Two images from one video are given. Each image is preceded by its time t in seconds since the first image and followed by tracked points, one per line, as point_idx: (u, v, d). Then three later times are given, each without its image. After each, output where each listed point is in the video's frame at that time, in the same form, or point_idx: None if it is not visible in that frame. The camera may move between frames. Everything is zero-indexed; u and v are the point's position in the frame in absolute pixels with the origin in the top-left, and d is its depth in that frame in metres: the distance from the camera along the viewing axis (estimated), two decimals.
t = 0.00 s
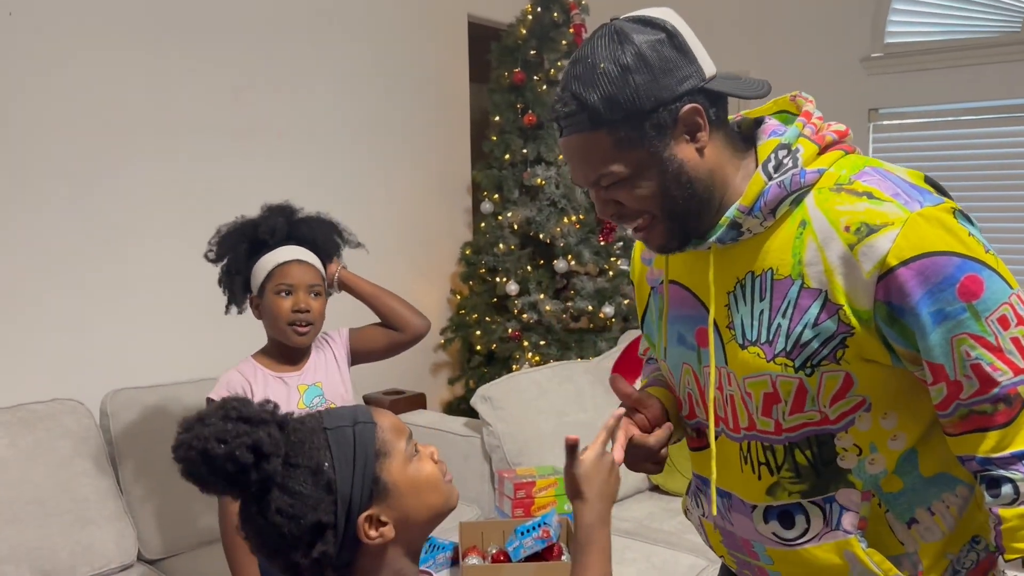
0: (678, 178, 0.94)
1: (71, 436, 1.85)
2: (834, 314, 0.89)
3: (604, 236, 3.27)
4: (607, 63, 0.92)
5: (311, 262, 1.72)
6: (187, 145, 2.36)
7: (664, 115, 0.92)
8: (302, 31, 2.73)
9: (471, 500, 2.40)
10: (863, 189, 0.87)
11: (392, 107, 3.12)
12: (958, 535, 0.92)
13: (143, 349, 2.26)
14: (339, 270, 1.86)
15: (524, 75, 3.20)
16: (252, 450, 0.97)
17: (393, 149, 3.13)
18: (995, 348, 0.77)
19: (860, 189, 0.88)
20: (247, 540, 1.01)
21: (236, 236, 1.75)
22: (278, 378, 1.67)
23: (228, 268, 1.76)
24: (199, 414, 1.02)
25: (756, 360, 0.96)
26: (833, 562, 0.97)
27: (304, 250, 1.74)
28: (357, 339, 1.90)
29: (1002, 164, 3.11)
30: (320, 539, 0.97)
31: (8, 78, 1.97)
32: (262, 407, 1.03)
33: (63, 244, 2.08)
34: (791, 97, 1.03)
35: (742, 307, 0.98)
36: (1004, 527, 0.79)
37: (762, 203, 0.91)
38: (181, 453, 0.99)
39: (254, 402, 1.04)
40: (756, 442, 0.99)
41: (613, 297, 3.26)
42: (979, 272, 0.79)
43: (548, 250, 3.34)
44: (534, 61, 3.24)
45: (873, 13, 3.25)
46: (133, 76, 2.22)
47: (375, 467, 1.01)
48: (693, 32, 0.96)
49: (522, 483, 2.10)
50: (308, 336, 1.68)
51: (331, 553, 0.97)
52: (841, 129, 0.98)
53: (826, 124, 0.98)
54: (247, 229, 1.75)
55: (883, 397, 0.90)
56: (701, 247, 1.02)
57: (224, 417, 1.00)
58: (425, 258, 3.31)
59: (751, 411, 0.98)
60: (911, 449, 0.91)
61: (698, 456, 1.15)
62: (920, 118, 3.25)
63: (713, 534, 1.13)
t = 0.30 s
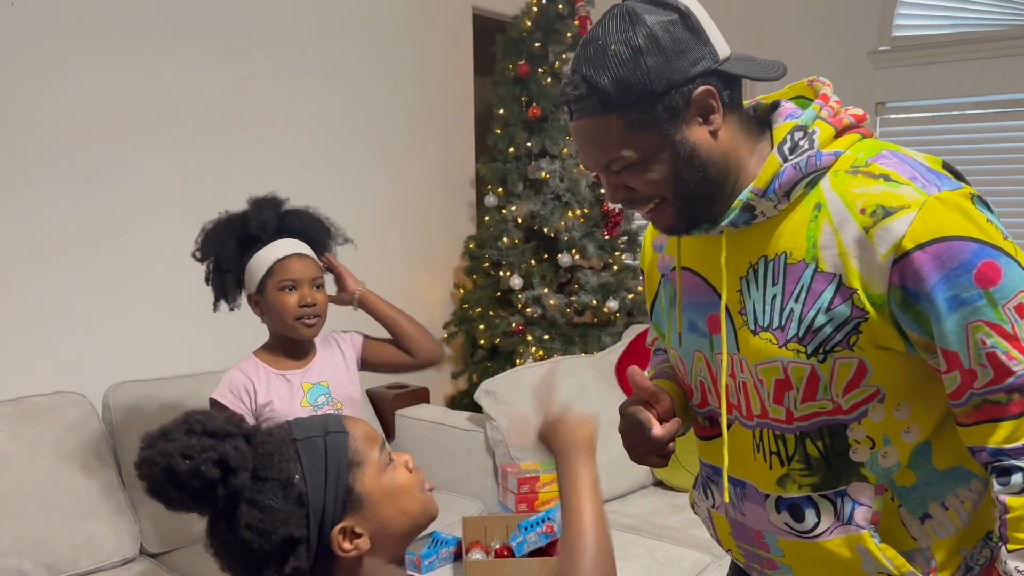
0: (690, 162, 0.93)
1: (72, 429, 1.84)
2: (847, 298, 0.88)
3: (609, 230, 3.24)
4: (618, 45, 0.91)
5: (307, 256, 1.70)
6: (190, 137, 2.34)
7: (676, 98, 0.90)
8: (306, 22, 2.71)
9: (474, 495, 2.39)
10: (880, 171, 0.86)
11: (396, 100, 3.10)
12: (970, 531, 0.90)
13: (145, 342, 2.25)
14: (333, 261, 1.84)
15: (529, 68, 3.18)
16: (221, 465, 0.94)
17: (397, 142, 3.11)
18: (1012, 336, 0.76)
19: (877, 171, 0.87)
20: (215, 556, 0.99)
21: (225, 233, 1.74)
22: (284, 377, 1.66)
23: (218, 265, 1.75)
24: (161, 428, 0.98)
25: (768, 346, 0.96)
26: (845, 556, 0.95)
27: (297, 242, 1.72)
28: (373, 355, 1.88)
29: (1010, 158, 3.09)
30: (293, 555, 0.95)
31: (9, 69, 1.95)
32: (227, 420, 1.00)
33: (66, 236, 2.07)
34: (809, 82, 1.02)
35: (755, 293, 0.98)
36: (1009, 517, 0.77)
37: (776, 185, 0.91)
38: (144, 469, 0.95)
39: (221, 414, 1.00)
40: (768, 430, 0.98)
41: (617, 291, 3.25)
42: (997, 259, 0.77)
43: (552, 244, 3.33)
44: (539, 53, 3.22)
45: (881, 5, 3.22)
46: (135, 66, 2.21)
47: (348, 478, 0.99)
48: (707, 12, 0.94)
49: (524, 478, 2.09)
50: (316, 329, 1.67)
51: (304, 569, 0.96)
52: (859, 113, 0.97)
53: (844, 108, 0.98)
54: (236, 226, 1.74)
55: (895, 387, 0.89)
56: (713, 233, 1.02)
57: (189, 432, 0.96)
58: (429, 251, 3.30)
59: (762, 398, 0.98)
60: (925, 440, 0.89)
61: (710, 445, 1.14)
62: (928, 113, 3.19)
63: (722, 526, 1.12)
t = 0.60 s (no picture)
0: (698, 147, 0.94)
1: (74, 424, 1.84)
2: (847, 291, 0.86)
3: (612, 227, 3.26)
4: (628, 28, 0.93)
5: (289, 254, 1.69)
6: (192, 132, 2.34)
7: (684, 82, 0.92)
8: (309, 17, 2.70)
9: (476, 492, 2.39)
10: (885, 164, 0.85)
11: (399, 95, 3.09)
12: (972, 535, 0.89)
13: (147, 337, 2.24)
14: (325, 247, 1.86)
15: (533, 64, 3.16)
16: (230, 476, 0.92)
17: (400, 137, 3.10)
18: (1013, 337, 0.75)
19: (883, 163, 0.86)
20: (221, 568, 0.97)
21: (205, 244, 1.73)
22: (285, 377, 1.63)
23: (208, 275, 1.75)
24: (161, 438, 0.96)
25: (767, 337, 0.95)
26: (843, 553, 0.95)
27: (277, 240, 1.70)
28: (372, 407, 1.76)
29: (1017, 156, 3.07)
30: (306, 564, 0.94)
31: (11, 63, 1.95)
32: (231, 427, 0.99)
33: (68, 231, 2.07)
34: (825, 75, 1.01)
35: (757, 284, 0.97)
36: (1008, 525, 0.75)
37: (781, 175, 0.90)
38: (146, 482, 0.93)
39: (222, 421, 0.99)
40: (768, 422, 0.97)
41: (620, 289, 3.24)
42: (1001, 256, 0.76)
43: (555, 241, 3.32)
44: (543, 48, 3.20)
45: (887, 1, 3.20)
46: (138, 60, 2.20)
47: (360, 483, 0.99)
48: None
49: (527, 475, 2.07)
50: (307, 327, 1.66)
51: None
52: (871, 105, 0.96)
53: (857, 101, 0.96)
54: (214, 233, 1.73)
55: (895, 385, 0.88)
56: (718, 222, 1.02)
57: (194, 441, 0.95)
58: (432, 247, 3.29)
59: (762, 390, 0.97)
60: (925, 441, 0.89)
61: (711, 437, 1.13)
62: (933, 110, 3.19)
63: (723, 519, 1.11)
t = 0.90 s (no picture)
0: (708, 127, 0.93)
1: (77, 419, 1.84)
2: (849, 279, 0.86)
3: (616, 224, 3.25)
4: (647, 4, 0.93)
5: (307, 248, 1.65)
6: (195, 127, 2.34)
7: (699, 59, 0.91)
8: (313, 12, 2.69)
9: (478, 488, 2.39)
10: (895, 152, 0.84)
11: (404, 90, 3.09)
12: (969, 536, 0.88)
13: (151, 332, 2.25)
14: (344, 244, 1.82)
15: (538, 59, 3.16)
16: (240, 466, 0.93)
17: (405, 133, 3.10)
18: (1014, 332, 0.73)
19: (893, 152, 0.84)
20: (220, 561, 0.96)
21: (223, 231, 1.71)
22: (292, 374, 1.59)
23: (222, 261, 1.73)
24: (171, 424, 0.97)
25: (767, 323, 0.94)
26: (837, 545, 0.94)
27: (296, 234, 1.67)
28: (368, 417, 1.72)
29: None
30: (308, 560, 0.94)
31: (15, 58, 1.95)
32: (243, 417, 1.00)
33: (71, 226, 2.07)
34: (843, 67, 1.00)
35: (760, 270, 0.97)
36: (1001, 525, 0.74)
37: (790, 160, 0.91)
38: (153, 467, 0.93)
39: (233, 411, 1.00)
40: (769, 409, 0.96)
41: (624, 286, 3.24)
42: (1007, 251, 0.74)
43: (559, 237, 3.32)
44: (548, 44, 3.19)
45: None
46: (141, 56, 2.20)
47: (365, 481, 0.99)
48: None
49: (529, 472, 2.06)
50: (314, 323, 1.63)
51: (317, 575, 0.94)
52: (886, 97, 0.95)
53: (873, 92, 0.96)
54: (234, 221, 1.71)
55: (894, 378, 0.87)
56: (725, 208, 1.03)
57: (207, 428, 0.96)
58: (436, 243, 3.29)
59: (762, 377, 0.96)
60: (921, 439, 0.87)
61: (710, 425, 1.13)
62: (941, 106, 3.16)
63: (719, 509, 1.11)
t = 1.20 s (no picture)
0: (721, 93, 0.93)
1: (79, 412, 1.85)
2: (855, 258, 0.84)
3: (622, 219, 3.23)
4: None
5: (310, 243, 1.63)
6: (200, 120, 2.33)
7: (722, 21, 0.91)
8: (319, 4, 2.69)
9: (480, 484, 2.39)
10: (911, 134, 0.82)
11: (410, 84, 3.07)
12: (960, 532, 0.86)
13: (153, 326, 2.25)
14: (347, 241, 1.80)
15: (544, 53, 3.14)
16: (201, 466, 0.90)
17: (410, 126, 3.09)
18: (1018, 322, 0.72)
19: (909, 134, 0.83)
20: (188, 559, 0.94)
21: (229, 221, 1.70)
22: (287, 366, 1.57)
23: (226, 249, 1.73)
24: (134, 422, 0.94)
25: (768, 301, 0.93)
26: (827, 530, 0.92)
27: (300, 228, 1.65)
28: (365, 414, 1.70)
29: None
30: (274, 561, 0.91)
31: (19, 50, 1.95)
32: (208, 416, 0.97)
33: (74, 219, 2.07)
34: (866, 53, 0.98)
35: (766, 247, 0.96)
36: (994, 520, 0.73)
37: (804, 136, 0.89)
38: (114, 467, 0.91)
39: (199, 409, 0.97)
40: (767, 387, 0.95)
41: (629, 281, 3.22)
42: (1017, 240, 0.72)
43: (565, 233, 3.31)
44: (554, 37, 3.17)
45: None
46: (145, 48, 2.20)
47: (335, 480, 0.95)
48: None
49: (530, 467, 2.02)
50: (312, 320, 1.60)
51: None
52: (907, 84, 0.95)
53: (894, 79, 0.95)
54: (239, 211, 1.70)
55: (893, 365, 0.84)
56: (735, 183, 1.02)
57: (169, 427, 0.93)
58: (441, 237, 3.28)
59: (761, 355, 0.95)
60: (916, 429, 0.85)
61: (701, 405, 1.10)
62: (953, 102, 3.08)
63: (712, 490, 1.09)
